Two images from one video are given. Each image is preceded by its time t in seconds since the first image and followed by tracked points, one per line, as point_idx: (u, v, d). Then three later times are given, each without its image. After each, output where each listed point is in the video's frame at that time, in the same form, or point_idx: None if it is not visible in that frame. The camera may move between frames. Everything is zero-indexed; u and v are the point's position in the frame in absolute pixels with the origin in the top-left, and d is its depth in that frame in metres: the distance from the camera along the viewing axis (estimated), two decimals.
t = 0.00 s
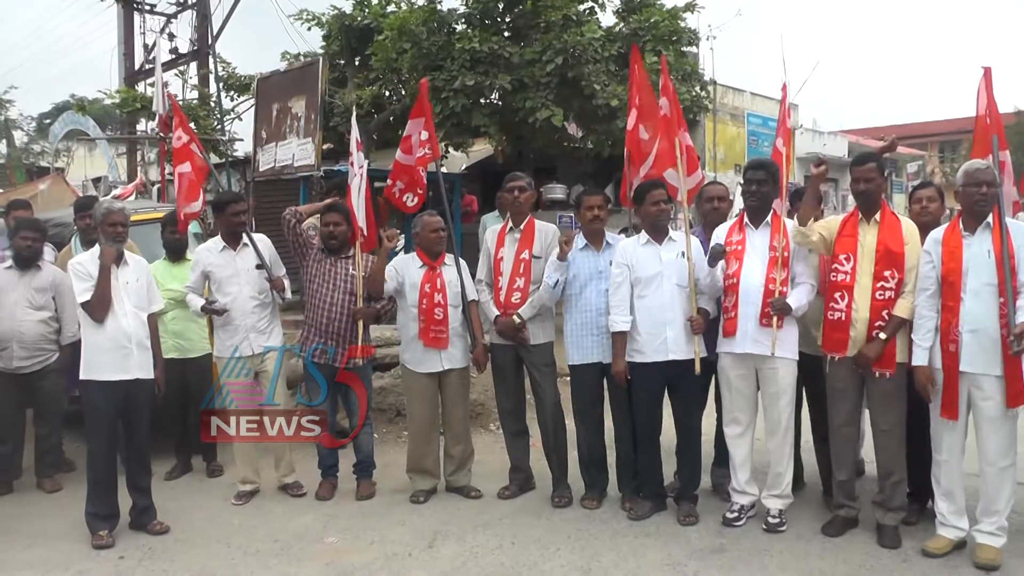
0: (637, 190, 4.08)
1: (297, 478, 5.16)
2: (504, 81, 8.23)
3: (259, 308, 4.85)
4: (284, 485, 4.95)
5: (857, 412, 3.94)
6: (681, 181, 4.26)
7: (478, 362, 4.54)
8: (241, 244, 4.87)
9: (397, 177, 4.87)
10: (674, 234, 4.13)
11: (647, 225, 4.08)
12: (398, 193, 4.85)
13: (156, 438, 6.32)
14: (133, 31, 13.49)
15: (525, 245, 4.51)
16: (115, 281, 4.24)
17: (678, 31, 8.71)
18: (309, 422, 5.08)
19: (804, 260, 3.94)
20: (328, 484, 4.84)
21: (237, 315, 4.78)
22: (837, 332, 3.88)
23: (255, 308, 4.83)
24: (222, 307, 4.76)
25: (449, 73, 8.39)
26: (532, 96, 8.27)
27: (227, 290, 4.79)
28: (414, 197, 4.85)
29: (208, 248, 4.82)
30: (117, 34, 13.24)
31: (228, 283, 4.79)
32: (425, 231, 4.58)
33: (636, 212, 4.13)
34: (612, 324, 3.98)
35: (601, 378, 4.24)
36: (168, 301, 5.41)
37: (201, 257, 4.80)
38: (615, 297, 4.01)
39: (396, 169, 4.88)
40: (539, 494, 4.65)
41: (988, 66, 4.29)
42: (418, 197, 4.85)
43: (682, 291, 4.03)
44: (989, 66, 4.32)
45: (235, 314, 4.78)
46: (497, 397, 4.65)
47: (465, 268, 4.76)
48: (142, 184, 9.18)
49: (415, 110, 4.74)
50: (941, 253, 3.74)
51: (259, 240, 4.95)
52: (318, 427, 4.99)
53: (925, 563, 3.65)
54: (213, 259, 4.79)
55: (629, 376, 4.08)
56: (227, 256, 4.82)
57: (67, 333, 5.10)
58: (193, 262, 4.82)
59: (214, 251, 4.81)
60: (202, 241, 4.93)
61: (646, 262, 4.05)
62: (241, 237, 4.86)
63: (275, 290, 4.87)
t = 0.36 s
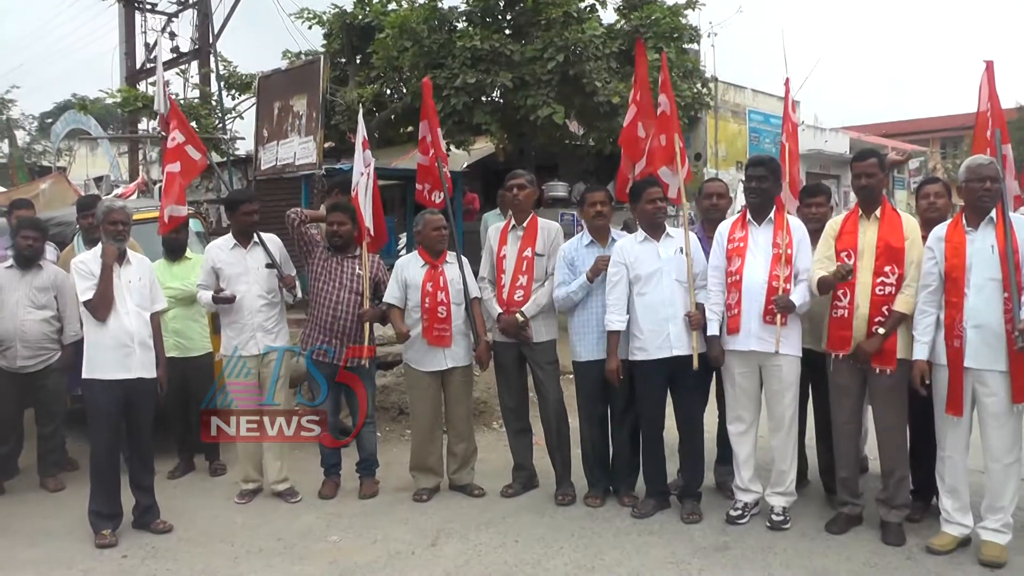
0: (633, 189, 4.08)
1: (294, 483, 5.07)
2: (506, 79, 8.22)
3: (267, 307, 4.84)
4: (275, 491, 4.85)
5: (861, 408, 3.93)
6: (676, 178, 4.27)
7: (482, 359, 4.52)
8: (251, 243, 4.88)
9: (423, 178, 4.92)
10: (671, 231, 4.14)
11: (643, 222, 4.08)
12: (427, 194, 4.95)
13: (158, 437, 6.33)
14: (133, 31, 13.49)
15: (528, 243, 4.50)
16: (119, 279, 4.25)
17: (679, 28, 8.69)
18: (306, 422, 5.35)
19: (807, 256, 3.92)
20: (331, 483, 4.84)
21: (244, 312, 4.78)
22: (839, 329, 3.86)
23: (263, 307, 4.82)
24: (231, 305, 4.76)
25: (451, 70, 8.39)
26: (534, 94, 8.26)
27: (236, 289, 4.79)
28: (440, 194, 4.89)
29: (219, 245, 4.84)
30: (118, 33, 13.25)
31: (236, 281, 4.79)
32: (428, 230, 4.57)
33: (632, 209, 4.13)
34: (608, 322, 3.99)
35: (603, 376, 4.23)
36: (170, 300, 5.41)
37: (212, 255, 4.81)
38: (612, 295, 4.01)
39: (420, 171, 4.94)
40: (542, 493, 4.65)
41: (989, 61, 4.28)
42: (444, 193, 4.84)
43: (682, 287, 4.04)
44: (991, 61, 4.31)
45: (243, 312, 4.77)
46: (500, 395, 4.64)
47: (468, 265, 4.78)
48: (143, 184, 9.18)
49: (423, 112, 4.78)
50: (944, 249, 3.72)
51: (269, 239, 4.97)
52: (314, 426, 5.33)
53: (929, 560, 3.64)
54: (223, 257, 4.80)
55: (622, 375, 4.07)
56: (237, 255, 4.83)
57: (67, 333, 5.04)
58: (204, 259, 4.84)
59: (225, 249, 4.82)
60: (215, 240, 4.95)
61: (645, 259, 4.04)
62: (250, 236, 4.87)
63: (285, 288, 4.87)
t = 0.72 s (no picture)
0: (642, 191, 4.07)
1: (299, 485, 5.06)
2: (512, 81, 8.22)
3: (272, 309, 4.85)
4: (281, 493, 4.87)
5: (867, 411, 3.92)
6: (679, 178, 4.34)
7: (489, 362, 4.49)
8: (257, 245, 4.88)
9: (425, 180, 4.99)
10: (679, 234, 4.12)
11: (651, 225, 4.08)
12: (428, 197, 4.99)
13: (164, 438, 6.34)
14: (140, 33, 13.53)
15: (534, 245, 4.50)
16: (124, 280, 4.26)
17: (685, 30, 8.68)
18: (307, 424, 5.52)
19: (812, 258, 3.89)
20: (336, 485, 4.85)
21: (252, 313, 4.79)
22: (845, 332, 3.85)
23: (269, 308, 4.83)
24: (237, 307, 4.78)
25: (457, 73, 8.41)
26: (540, 96, 8.26)
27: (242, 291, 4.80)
28: (443, 199, 4.96)
29: (226, 247, 4.85)
30: (125, 35, 13.29)
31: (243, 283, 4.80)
32: (435, 231, 4.58)
33: (641, 212, 4.13)
34: (619, 325, 3.98)
35: (608, 378, 4.23)
36: (176, 302, 5.42)
37: (218, 256, 4.81)
38: (622, 298, 4.01)
39: (423, 172, 4.98)
40: (548, 495, 4.64)
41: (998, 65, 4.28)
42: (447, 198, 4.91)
43: (688, 290, 4.04)
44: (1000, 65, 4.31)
45: (250, 313, 4.79)
46: (506, 397, 4.64)
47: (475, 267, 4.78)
48: (149, 185, 9.20)
49: (429, 112, 4.78)
50: (951, 250, 3.73)
51: (276, 241, 4.96)
52: (314, 426, 5.51)
53: (936, 564, 3.63)
54: (230, 258, 4.81)
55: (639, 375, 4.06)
56: (243, 256, 4.83)
57: (63, 332, 5.11)
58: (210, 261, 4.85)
59: (232, 251, 4.83)
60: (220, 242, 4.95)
61: (651, 262, 4.04)
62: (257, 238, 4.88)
63: (290, 292, 4.86)
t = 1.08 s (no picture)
0: (646, 196, 4.07)
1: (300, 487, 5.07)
2: (516, 85, 8.22)
3: (257, 311, 4.84)
4: (282, 495, 4.88)
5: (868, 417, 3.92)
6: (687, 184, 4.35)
7: (491, 365, 4.50)
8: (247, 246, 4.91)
9: (414, 182, 4.96)
10: (683, 240, 4.13)
11: (655, 230, 4.08)
12: (415, 200, 4.97)
13: (165, 440, 6.34)
14: (144, 34, 13.56)
15: (536, 250, 4.51)
16: (127, 281, 4.27)
17: (689, 35, 8.68)
18: (307, 424, 5.97)
19: (813, 265, 3.91)
20: (337, 487, 4.85)
21: (234, 312, 4.81)
22: (846, 338, 3.85)
23: (253, 310, 4.83)
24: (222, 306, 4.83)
25: (461, 76, 8.43)
26: (544, 100, 8.28)
27: (227, 290, 4.83)
28: (430, 203, 4.98)
29: (215, 243, 4.91)
30: (130, 37, 13.32)
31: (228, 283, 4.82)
32: (439, 234, 4.61)
33: (645, 217, 4.13)
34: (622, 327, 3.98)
35: (609, 383, 4.22)
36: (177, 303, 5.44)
37: (208, 254, 4.89)
38: (623, 303, 4.01)
39: (411, 174, 4.94)
40: (549, 499, 4.64)
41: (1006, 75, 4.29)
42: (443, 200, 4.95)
43: (690, 295, 4.04)
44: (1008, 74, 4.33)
45: (232, 314, 4.81)
46: (507, 401, 4.64)
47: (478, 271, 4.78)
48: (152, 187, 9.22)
49: (431, 115, 4.78)
50: (956, 255, 3.75)
51: (269, 246, 4.96)
52: (317, 426, 5.94)
53: (937, 571, 3.63)
54: (219, 257, 4.88)
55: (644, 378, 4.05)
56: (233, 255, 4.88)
57: (60, 332, 5.12)
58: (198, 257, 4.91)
59: (221, 249, 4.89)
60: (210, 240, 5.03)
61: (654, 267, 4.04)
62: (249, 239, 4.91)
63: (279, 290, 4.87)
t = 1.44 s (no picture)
0: (635, 202, 4.06)
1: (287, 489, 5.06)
2: (509, 89, 8.23)
3: (244, 311, 4.81)
4: (269, 497, 4.86)
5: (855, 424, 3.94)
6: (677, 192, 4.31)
7: (479, 369, 4.52)
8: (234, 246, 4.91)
9: (408, 185, 4.94)
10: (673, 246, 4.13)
11: (645, 237, 4.09)
12: (408, 202, 4.95)
13: (152, 441, 6.31)
14: (137, 33, 13.50)
15: (526, 254, 4.50)
16: (114, 281, 4.24)
17: (682, 41, 8.69)
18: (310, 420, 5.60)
19: (801, 273, 3.94)
20: (325, 490, 4.84)
21: (221, 311, 4.79)
22: (832, 344, 3.86)
23: (240, 310, 4.80)
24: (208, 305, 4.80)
25: (454, 80, 8.41)
26: (536, 104, 8.30)
27: (214, 289, 4.81)
28: (422, 206, 4.97)
29: (203, 241, 4.88)
30: (121, 36, 13.27)
31: (215, 282, 4.80)
32: (429, 237, 4.59)
33: (634, 222, 4.14)
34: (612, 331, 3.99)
35: (596, 387, 4.23)
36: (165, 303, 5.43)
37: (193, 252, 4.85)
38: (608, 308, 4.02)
39: (406, 178, 4.94)
40: (536, 503, 4.64)
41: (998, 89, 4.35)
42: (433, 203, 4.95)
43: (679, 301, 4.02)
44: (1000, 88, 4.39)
45: (219, 314, 4.78)
46: (496, 405, 4.64)
47: (467, 274, 4.78)
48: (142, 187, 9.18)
49: (425, 118, 4.82)
50: (944, 262, 3.77)
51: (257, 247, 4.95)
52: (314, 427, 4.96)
53: None
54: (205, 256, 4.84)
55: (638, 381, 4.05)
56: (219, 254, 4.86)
57: (47, 331, 5.09)
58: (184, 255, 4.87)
59: (208, 247, 4.86)
60: (193, 239, 5.00)
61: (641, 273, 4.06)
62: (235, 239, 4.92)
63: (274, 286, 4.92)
